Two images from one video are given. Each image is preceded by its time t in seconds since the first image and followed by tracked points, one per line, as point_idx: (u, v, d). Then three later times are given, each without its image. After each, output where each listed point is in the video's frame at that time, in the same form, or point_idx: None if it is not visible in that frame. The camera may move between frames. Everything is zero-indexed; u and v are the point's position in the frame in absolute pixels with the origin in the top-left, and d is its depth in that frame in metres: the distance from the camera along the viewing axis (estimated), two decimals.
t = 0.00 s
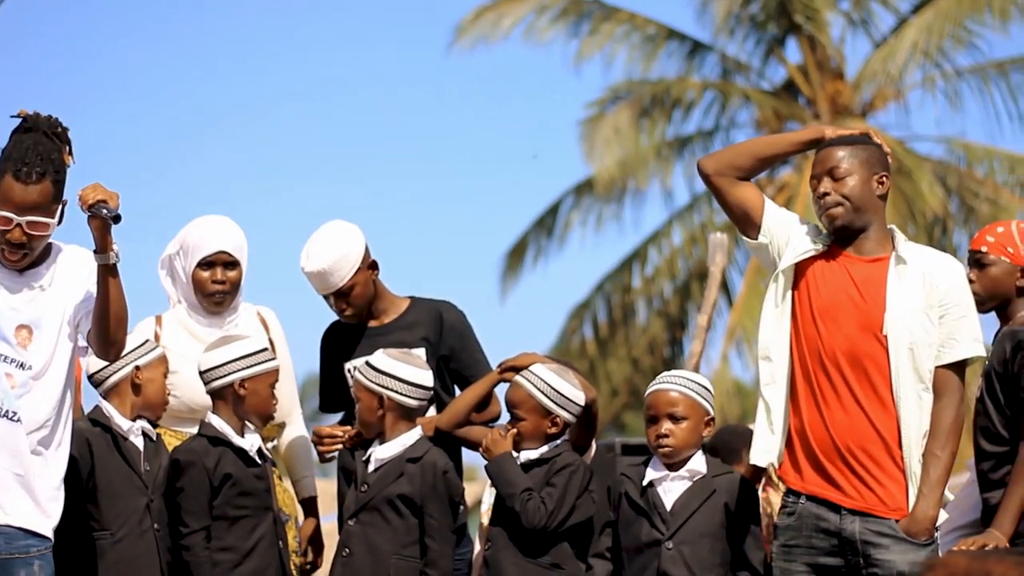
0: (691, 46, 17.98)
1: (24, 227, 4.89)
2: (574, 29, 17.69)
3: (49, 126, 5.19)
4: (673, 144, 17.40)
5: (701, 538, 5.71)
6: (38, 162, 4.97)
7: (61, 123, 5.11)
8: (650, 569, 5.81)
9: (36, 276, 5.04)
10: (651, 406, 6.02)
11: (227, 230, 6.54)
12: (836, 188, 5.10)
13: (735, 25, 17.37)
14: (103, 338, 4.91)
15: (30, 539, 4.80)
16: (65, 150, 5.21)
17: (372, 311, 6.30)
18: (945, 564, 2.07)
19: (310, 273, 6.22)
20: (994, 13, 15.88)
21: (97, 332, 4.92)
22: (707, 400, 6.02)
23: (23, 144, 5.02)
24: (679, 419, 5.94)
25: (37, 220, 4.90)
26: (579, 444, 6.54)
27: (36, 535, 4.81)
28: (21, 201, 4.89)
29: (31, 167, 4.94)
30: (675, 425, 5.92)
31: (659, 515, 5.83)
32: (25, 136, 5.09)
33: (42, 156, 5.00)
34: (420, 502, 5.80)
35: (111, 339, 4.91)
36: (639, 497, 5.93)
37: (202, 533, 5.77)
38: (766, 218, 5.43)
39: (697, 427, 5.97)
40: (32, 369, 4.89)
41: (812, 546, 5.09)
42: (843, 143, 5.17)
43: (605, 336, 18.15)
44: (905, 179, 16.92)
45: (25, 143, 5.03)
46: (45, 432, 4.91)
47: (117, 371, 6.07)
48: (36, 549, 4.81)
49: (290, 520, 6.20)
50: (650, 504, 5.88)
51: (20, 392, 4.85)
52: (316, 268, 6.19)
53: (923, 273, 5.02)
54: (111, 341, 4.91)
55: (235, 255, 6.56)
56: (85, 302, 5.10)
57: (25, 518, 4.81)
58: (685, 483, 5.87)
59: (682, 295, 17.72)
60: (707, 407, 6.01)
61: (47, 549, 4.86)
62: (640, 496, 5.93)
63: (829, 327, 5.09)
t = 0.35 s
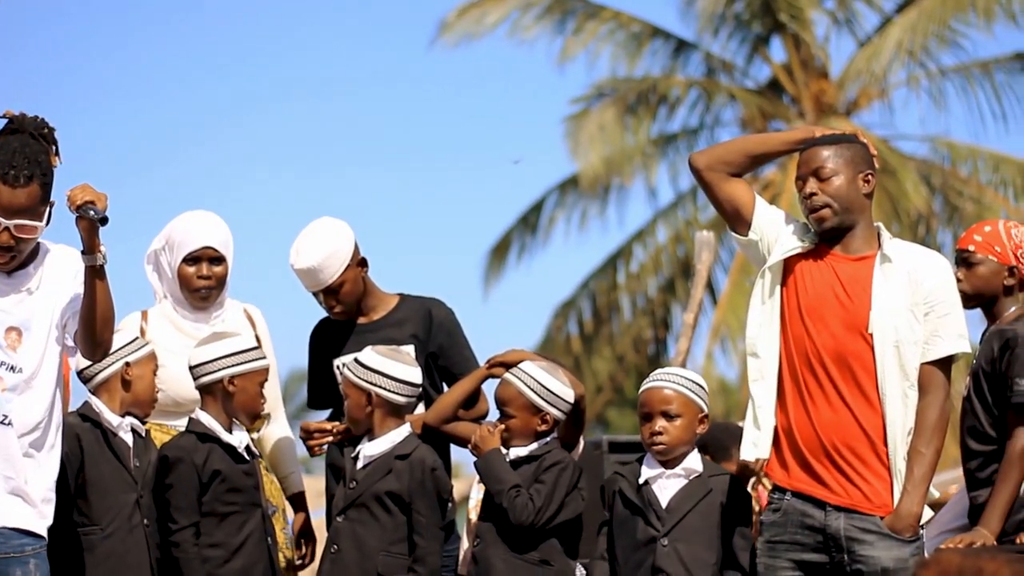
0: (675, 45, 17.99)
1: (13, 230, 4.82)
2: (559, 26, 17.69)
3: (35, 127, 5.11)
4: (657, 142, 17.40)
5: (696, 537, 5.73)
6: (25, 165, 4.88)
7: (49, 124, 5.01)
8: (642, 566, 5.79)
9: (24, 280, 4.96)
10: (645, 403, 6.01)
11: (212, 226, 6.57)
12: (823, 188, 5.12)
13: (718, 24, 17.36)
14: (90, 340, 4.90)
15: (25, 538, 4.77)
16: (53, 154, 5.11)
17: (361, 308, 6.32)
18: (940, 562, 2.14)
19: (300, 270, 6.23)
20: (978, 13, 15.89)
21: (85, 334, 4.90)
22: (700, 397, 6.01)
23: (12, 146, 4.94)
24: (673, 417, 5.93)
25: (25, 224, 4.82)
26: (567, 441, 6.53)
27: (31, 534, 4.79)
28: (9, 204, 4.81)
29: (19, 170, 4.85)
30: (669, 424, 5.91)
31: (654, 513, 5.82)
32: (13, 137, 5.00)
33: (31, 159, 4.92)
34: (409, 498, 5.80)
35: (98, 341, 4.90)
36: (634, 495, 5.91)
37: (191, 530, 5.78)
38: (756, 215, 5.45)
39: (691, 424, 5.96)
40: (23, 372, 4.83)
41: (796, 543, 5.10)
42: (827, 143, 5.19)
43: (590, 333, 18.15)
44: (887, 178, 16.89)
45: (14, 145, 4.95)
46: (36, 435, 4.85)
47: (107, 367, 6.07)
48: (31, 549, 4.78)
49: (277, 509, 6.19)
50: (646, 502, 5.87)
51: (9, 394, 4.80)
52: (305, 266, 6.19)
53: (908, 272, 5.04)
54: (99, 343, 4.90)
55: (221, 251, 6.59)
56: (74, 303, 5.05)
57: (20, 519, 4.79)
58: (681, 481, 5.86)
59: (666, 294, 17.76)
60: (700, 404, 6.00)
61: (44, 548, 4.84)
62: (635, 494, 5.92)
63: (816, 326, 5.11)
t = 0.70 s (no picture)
0: (666, 42, 18.01)
1: (9, 234, 4.68)
2: (550, 24, 17.69)
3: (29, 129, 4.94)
4: (648, 139, 17.41)
5: (697, 531, 5.74)
6: (21, 169, 4.71)
7: (44, 125, 4.84)
8: (643, 559, 5.79)
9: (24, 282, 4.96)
10: (646, 397, 6.02)
11: (204, 225, 6.59)
12: (815, 192, 5.13)
13: (709, 21, 17.38)
14: (88, 342, 4.90)
15: (23, 541, 4.68)
16: (48, 154, 4.95)
17: (359, 304, 6.33)
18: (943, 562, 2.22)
19: (297, 267, 6.24)
20: (968, 12, 15.91)
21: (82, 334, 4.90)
22: (700, 391, 6.02)
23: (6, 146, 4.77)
24: (673, 411, 5.94)
25: (22, 229, 4.69)
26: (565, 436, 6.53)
27: (28, 536, 4.70)
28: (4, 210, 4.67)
29: (15, 174, 4.69)
30: (669, 419, 5.92)
31: (656, 505, 5.82)
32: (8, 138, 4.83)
33: (27, 161, 4.76)
34: (405, 496, 5.82)
35: (97, 342, 4.91)
36: (635, 487, 5.92)
37: (189, 527, 5.78)
38: (755, 213, 5.46)
39: (691, 418, 5.97)
40: (23, 372, 4.82)
41: (790, 541, 5.13)
42: (818, 145, 5.20)
43: (582, 330, 18.16)
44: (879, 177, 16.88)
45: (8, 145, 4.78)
46: (37, 437, 4.83)
47: (106, 364, 6.10)
48: (30, 551, 4.70)
49: (274, 508, 6.23)
50: (647, 494, 5.87)
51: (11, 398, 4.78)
52: (303, 262, 6.20)
53: (899, 271, 5.05)
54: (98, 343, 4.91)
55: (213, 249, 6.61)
56: (71, 306, 5.02)
57: (21, 521, 4.70)
58: (683, 474, 5.87)
59: (657, 290, 17.70)
60: (701, 398, 6.01)
61: (42, 550, 4.76)
62: (636, 485, 5.92)
63: (809, 327, 5.14)
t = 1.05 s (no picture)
0: (681, 44, 18.00)
1: (33, 235, 4.65)
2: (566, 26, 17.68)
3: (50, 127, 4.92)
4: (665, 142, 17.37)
5: (713, 538, 5.73)
6: (44, 170, 4.70)
7: (65, 123, 4.81)
8: (660, 565, 5.81)
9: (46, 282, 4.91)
10: (667, 404, 6.03)
11: (226, 229, 6.61)
12: (837, 200, 5.12)
13: (725, 23, 17.36)
14: (116, 338, 4.90)
15: (50, 541, 4.64)
16: (70, 154, 4.93)
17: (381, 307, 6.35)
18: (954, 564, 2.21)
19: (318, 269, 6.26)
20: (985, 15, 15.88)
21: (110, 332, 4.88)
22: (721, 399, 6.01)
23: (26, 149, 4.75)
24: (692, 418, 5.95)
25: (45, 229, 4.67)
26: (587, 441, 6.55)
27: (56, 537, 4.66)
28: (26, 211, 4.65)
29: (39, 176, 4.66)
30: (687, 426, 5.93)
31: (673, 512, 5.83)
32: (29, 141, 4.81)
33: (49, 161, 4.75)
34: (427, 499, 5.83)
35: (124, 338, 4.92)
36: (653, 493, 5.93)
37: (210, 529, 5.78)
38: (779, 214, 5.46)
39: (710, 427, 5.97)
40: (48, 370, 4.79)
41: (812, 546, 5.12)
42: (839, 150, 5.19)
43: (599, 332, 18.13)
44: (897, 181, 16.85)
45: (29, 147, 4.77)
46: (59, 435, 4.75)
47: (130, 365, 6.12)
48: (56, 552, 4.66)
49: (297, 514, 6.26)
50: (664, 500, 5.88)
51: (36, 398, 4.75)
52: (324, 264, 6.22)
53: (918, 276, 5.05)
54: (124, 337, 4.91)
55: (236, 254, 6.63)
56: (97, 301, 5.01)
57: (48, 521, 4.65)
58: (701, 481, 5.86)
59: (675, 294, 17.65)
60: (722, 407, 6.01)
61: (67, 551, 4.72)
62: (654, 492, 5.93)
63: (828, 330, 5.14)
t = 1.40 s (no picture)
0: (720, 55, 17.96)
1: (80, 245, 4.65)
2: (603, 36, 17.66)
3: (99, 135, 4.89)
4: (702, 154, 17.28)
5: (745, 535, 5.71)
6: (92, 182, 4.67)
7: (113, 133, 4.80)
8: (694, 563, 5.80)
9: (91, 292, 4.83)
10: (704, 404, 6.06)
11: (278, 243, 6.65)
12: (885, 214, 5.11)
13: (763, 34, 17.32)
14: (161, 340, 4.80)
15: (97, 547, 4.63)
16: (120, 163, 4.92)
17: (425, 319, 6.36)
18: None
19: (363, 282, 6.27)
20: None
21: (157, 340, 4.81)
22: (758, 400, 6.03)
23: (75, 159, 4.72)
24: (727, 417, 5.97)
25: (92, 240, 4.65)
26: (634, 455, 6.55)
27: (103, 543, 4.64)
28: (74, 221, 4.64)
29: (86, 188, 4.64)
30: (722, 424, 5.95)
31: (706, 511, 5.82)
32: (78, 151, 4.80)
33: (97, 172, 4.71)
34: (472, 511, 5.83)
35: (169, 342, 4.81)
36: (688, 492, 5.92)
37: (255, 540, 5.82)
38: (826, 222, 5.46)
39: (746, 426, 5.98)
40: (96, 375, 4.72)
41: (860, 557, 5.11)
42: (885, 162, 5.16)
43: (638, 343, 18.08)
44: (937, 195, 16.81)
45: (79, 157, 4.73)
46: (110, 439, 4.72)
47: (176, 377, 6.18)
48: (103, 557, 4.64)
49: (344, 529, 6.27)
50: (698, 499, 5.87)
51: (84, 400, 4.69)
52: (370, 277, 6.25)
53: (964, 287, 5.04)
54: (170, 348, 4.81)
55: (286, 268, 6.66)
56: (144, 306, 4.90)
57: (96, 526, 4.63)
58: (734, 479, 5.86)
59: (714, 305, 17.56)
60: (759, 407, 6.02)
61: (115, 557, 4.69)
62: (689, 491, 5.92)
63: (873, 341, 5.12)
